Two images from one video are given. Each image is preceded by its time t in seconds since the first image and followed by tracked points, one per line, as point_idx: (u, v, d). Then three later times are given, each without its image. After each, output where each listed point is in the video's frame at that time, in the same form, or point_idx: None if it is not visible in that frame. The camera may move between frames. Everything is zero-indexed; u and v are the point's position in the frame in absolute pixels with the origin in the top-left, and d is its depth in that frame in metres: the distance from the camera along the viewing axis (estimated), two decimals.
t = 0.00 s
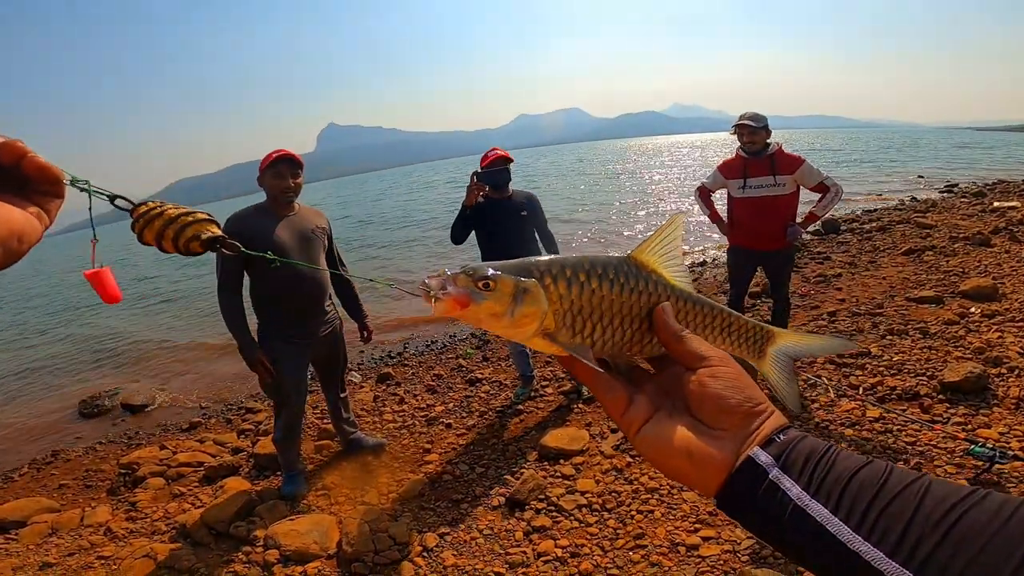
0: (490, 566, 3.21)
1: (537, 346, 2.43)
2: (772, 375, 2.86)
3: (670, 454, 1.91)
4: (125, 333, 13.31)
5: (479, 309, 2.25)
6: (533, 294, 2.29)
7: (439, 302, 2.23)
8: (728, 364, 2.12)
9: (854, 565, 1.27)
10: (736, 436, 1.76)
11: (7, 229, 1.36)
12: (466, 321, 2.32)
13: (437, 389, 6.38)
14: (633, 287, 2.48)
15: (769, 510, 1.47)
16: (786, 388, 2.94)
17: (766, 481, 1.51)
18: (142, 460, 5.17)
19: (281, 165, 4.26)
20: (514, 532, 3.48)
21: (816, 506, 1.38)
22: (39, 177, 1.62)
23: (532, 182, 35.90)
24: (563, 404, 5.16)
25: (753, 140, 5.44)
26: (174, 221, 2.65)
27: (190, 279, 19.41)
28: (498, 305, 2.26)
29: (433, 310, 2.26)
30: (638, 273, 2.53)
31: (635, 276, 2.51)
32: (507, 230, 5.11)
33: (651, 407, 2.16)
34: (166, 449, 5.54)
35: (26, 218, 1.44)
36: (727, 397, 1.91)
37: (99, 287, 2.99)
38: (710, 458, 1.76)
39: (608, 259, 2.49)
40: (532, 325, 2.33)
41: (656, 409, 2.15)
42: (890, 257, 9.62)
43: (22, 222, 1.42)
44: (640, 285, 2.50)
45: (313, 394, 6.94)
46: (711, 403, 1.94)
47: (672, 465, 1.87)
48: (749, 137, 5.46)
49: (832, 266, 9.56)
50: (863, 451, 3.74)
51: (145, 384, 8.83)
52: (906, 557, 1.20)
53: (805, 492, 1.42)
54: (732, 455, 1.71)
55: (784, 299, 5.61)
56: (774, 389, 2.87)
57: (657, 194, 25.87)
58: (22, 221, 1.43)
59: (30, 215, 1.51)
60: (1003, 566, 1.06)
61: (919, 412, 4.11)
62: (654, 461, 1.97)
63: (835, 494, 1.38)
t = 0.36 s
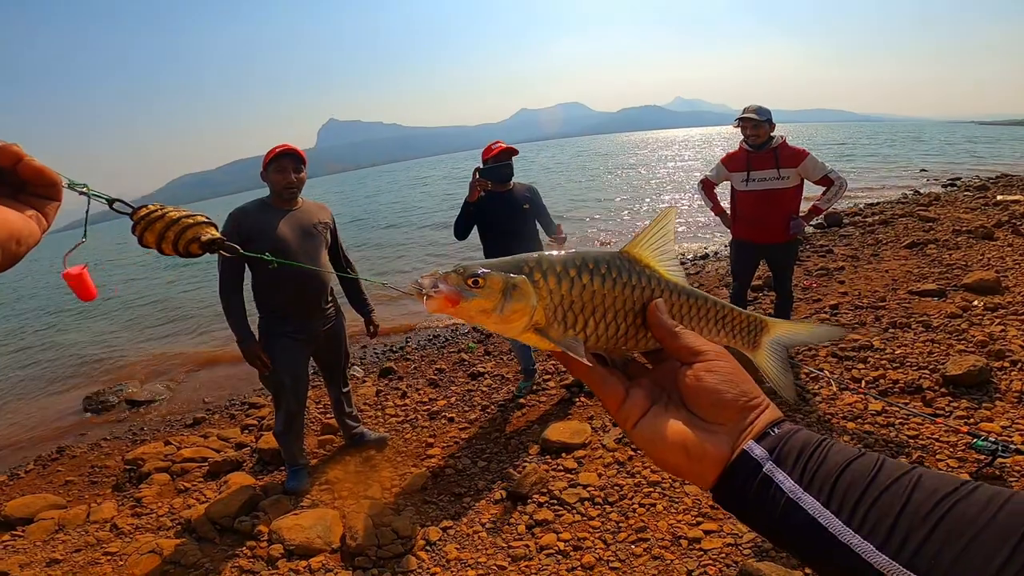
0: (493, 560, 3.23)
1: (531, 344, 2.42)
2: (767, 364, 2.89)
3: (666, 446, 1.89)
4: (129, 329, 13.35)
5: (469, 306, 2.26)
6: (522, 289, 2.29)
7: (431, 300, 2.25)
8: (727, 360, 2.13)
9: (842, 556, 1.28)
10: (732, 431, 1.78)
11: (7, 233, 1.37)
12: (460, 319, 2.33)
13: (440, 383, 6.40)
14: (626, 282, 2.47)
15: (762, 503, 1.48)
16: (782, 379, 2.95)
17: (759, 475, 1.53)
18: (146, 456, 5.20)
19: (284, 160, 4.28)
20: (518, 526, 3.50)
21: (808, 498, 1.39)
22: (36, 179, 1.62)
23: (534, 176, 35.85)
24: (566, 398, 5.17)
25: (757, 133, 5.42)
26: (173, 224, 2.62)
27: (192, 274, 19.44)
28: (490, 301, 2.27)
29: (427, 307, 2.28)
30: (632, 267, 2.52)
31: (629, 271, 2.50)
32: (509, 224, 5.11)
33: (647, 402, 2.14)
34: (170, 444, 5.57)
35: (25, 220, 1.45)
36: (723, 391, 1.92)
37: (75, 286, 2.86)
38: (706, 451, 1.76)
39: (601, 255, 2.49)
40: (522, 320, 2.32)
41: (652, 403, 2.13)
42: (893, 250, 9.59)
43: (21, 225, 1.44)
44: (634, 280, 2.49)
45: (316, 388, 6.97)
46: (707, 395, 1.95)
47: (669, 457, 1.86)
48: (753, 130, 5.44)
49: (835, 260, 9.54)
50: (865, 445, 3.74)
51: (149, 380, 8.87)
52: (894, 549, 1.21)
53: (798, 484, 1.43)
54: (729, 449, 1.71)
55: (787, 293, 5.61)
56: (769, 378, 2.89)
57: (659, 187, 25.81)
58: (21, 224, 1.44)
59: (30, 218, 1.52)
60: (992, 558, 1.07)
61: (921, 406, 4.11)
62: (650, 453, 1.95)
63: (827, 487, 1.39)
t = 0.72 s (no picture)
0: (485, 544, 3.26)
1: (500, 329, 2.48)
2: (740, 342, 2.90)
3: (636, 427, 1.86)
4: (128, 308, 13.37)
5: (435, 296, 2.33)
6: (486, 276, 2.33)
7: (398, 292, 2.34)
8: (694, 338, 2.08)
9: (808, 538, 1.23)
10: (702, 412, 1.73)
11: None
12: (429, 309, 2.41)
13: (437, 365, 6.43)
14: (595, 264, 2.46)
15: (729, 485, 1.42)
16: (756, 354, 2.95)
17: (727, 457, 1.47)
18: (143, 437, 5.23)
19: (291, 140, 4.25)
20: (510, 511, 3.53)
21: (775, 480, 1.34)
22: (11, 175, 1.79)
23: (536, 162, 35.65)
24: (562, 383, 5.19)
25: (764, 123, 5.39)
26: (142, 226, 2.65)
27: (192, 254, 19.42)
28: (454, 290, 2.33)
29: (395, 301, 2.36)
30: (601, 250, 2.51)
31: (599, 254, 2.49)
32: (510, 209, 5.09)
33: (619, 383, 2.12)
34: (168, 425, 5.60)
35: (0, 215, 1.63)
36: (693, 371, 1.87)
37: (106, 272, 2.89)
38: (675, 434, 1.71)
39: (569, 237, 2.48)
40: (488, 306, 2.37)
41: (625, 386, 2.11)
42: (894, 245, 9.58)
43: None
44: (603, 263, 2.48)
45: (315, 370, 7.00)
46: (678, 376, 1.90)
47: (637, 439, 1.82)
48: (760, 120, 5.41)
49: (836, 253, 9.53)
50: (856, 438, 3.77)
51: (148, 359, 8.90)
52: (860, 531, 1.15)
53: (766, 466, 1.38)
54: (696, 430, 1.66)
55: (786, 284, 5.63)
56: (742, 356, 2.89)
57: (662, 176, 25.70)
58: None
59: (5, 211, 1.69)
60: (961, 539, 1.04)
61: (915, 400, 4.14)
62: (620, 435, 1.92)
63: (794, 468, 1.33)
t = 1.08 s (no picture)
0: (489, 544, 3.26)
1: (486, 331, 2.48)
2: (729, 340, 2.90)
3: (627, 432, 1.83)
4: (143, 303, 13.55)
5: (423, 297, 2.32)
6: (473, 280, 2.32)
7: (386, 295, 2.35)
8: (684, 341, 2.02)
9: (796, 545, 1.21)
10: (689, 415, 1.68)
11: None
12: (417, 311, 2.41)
13: (445, 364, 6.44)
14: (583, 268, 2.45)
15: (717, 490, 1.40)
16: (743, 352, 2.95)
17: (715, 460, 1.43)
18: (154, 430, 5.30)
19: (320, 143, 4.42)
20: (515, 511, 3.53)
21: (763, 484, 1.31)
22: None
23: (548, 163, 35.59)
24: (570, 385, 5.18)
25: (780, 126, 5.33)
26: (125, 209, 2.74)
27: (206, 249, 19.64)
28: (442, 292, 2.31)
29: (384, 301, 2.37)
30: (589, 255, 2.49)
31: (587, 258, 2.48)
32: (521, 209, 5.08)
33: (608, 388, 2.11)
34: (178, 419, 5.68)
35: None
36: (681, 373, 1.82)
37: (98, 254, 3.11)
38: (663, 438, 1.68)
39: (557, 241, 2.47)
40: (473, 309, 2.37)
41: (615, 389, 2.10)
42: (911, 251, 9.44)
43: None
44: (592, 267, 2.47)
45: (325, 367, 7.05)
46: (665, 379, 1.85)
47: (628, 443, 1.80)
48: (775, 123, 5.36)
49: (851, 258, 9.42)
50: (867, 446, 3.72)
51: (161, 354, 9.02)
52: (847, 537, 1.14)
53: (753, 470, 1.35)
54: (684, 434, 1.62)
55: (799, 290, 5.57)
56: (735, 358, 2.88)
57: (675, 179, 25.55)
58: None
59: None
60: (947, 543, 1.03)
61: (928, 408, 4.07)
62: (612, 440, 1.89)
63: (781, 471, 1.31)
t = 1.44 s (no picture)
0: (494, 554, 3.24)
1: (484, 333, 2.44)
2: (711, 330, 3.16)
3: (626, 436, 1.82)
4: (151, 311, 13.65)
5: (420, 299, 2.28)
6: (471, 280, 2.29)
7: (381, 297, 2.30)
8: (684, 344, 2.00)
9: (798, 550, 1.19)
10: (689, 418, 1.67)
11: None
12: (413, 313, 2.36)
13: (451, 374, 6.44)
14: (580, 268, 2.46)
15: (719, 495, 1.38)
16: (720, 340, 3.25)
17: (716, 464, 1.41)
18: (160, 438, 5.31)
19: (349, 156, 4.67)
20: (521, 521, 3.50)
21: (765, 488, 1.29)
22: None
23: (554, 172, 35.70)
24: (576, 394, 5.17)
25: (785, 134, 5.32)
26: (122, 219, 2.77)
27: (214, 258, 19.78)
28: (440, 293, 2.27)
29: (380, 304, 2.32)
30: (586, 255, 2.50)
31: (584, 259, 2.49)
32: (526, 218, 5.09)
33: (607, 390, 2.11)
34: (185, 427, 5.69)
35: None
36: (680, 377, 1.80)
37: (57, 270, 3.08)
38: (664, 442, 1.66)
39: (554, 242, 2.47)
40: (472, 309, 2.33)
41: (614, 391, 2.09)
42: (919, 259, 9.38)
43: None
44: (589, 267, 2.48)
45: (331, 376, 7.07)
46: (664, 383, 1.83)
47: (628, 447, 1.78)
48: (780, 132, 5.35)
49: (859, 267, 9.37)
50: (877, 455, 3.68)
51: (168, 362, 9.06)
52: (850, 541, 1.12)
53: (754, 474, 1.33)
54: (684, 438, 1.61)
55: (807, 299, 5.55)
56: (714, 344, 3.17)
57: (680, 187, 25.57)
58: None
59: None
60: (951, 546, 1.01)
61: (939, 417, 4.02)
62: (612, 443, 1.88)
63: (783, 475, 1.29)
